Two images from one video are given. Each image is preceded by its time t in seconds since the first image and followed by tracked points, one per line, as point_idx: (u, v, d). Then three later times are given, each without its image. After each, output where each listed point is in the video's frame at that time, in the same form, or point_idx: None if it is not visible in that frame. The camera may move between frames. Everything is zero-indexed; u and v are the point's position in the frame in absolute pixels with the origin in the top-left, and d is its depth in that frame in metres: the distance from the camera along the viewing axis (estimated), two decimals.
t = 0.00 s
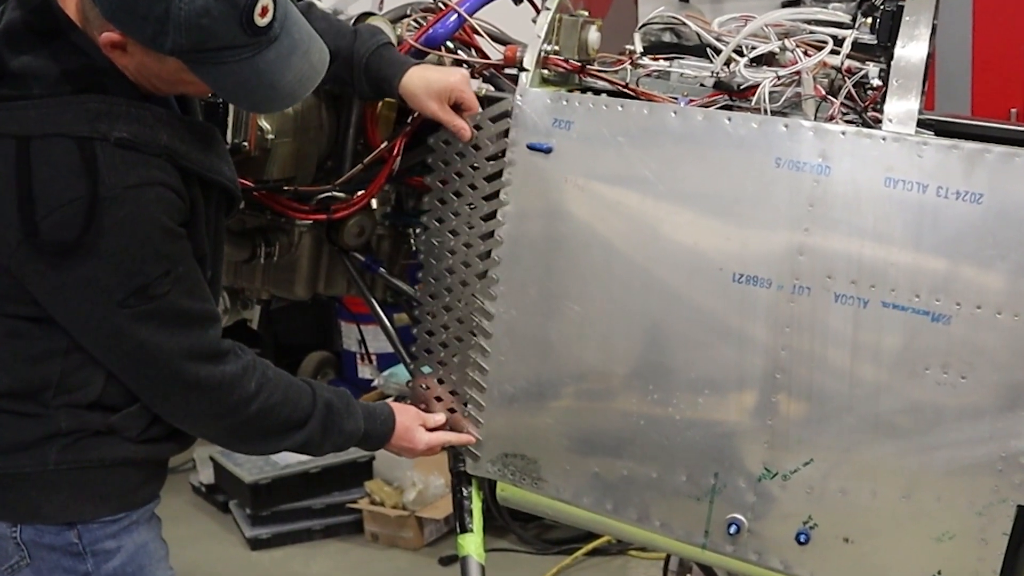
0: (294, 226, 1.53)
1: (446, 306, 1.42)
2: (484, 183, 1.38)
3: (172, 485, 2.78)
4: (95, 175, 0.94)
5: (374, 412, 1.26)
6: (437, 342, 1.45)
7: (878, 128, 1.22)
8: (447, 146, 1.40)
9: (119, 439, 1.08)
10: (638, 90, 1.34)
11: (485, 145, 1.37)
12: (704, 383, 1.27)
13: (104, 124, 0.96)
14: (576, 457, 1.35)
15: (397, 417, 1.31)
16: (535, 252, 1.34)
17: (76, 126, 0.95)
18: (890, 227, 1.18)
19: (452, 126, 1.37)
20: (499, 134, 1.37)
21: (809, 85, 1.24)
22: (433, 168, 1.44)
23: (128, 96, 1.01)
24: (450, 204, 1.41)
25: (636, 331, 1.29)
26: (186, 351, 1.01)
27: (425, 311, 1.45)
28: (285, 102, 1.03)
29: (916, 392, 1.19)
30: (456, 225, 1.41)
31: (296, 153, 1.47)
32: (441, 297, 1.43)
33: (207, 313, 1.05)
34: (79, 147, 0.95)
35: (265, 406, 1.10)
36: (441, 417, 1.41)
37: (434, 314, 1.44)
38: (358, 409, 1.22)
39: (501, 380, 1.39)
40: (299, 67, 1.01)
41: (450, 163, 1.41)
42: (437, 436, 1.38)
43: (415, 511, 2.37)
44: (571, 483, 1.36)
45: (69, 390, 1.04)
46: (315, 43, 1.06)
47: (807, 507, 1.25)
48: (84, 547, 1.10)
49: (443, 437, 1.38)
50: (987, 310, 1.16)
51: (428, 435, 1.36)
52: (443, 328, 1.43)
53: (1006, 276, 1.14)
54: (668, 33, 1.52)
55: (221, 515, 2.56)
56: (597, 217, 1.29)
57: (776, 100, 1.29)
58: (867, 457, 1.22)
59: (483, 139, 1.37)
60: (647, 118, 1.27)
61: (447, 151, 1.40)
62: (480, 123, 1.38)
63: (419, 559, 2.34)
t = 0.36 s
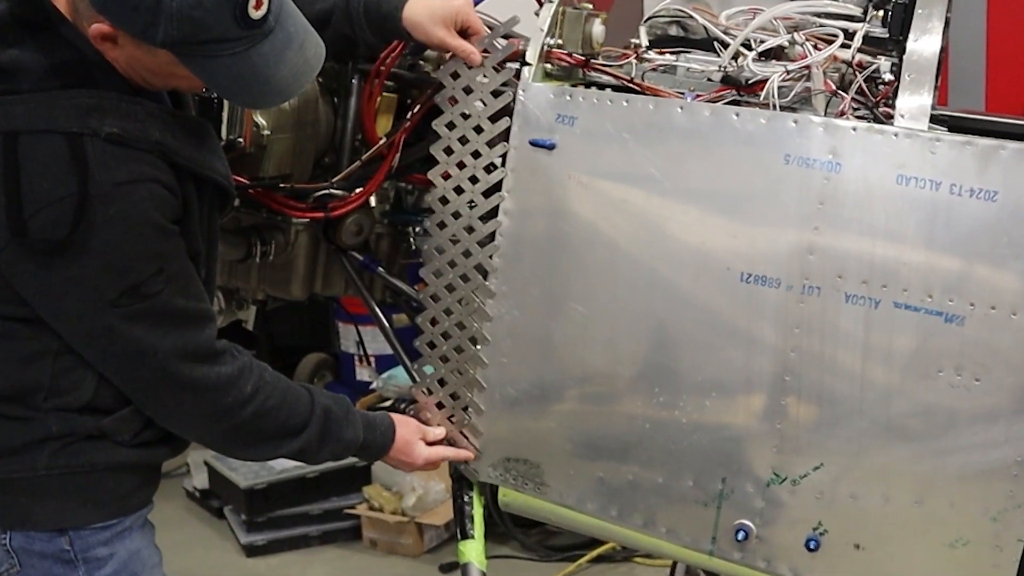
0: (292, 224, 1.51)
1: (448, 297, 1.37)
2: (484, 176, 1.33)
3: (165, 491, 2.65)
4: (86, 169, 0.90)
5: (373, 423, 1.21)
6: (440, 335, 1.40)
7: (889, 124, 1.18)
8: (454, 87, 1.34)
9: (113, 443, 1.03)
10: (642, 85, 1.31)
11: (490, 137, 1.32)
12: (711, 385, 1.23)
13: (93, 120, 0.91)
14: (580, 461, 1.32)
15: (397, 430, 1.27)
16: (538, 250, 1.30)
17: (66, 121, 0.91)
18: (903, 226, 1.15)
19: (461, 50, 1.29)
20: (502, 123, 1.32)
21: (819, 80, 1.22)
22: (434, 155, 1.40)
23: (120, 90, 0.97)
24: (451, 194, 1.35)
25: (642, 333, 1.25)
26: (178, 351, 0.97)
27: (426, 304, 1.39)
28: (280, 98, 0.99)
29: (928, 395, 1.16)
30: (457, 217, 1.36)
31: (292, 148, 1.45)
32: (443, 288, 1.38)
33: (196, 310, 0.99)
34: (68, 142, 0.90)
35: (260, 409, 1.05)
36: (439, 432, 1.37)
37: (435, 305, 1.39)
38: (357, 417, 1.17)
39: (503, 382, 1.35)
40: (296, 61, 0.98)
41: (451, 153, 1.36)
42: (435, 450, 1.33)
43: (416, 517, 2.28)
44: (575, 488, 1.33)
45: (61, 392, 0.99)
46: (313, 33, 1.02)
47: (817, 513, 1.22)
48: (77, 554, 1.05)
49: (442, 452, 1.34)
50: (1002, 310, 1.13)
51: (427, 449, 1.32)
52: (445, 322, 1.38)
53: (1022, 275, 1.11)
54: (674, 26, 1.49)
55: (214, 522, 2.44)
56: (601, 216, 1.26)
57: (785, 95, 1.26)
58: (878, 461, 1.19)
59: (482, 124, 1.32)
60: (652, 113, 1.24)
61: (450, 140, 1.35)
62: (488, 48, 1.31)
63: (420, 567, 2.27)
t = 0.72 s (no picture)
0: (287, 223, 1.49)
1: (446, 312, 1.33)
2: (490, 182, 1.30)
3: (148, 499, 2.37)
4: (76, 169, 0.87)
5: (366, 420, 1.18)
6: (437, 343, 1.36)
7: (901, 120, 1.15)
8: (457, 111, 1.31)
9: (103, 448, 1.00)
10: (648, 80, 1.28)
11: (490, 142, 1.29)
12: (718, 388, 1.21)
13: (86, 117, 0.88)
14: (585, 466, 1.29)
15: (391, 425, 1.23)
16: (541, 249, 1.27)
17: (54, 119, 0.87)
18: (915, 224, 1.12)
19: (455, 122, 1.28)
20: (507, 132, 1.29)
21: (829, 74, 1.19)
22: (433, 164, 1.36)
23: (115, 86, 0.93)
24: (452, 200, 1.32)
25: (648, 335, 1.22)
26: (166, 360, 0.94)
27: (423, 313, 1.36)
28: (282, 95, 0.93)
29: (941, 398, 1.13)
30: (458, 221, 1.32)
31: (290, 145, 1.42)
32: (441, 303, 1.34)
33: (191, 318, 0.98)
34: (59, 141, 0.87)
35: (247, 421, 1.02)
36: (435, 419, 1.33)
37: (433, 317, 1.35)
38: (348, 418, 1.14)
39: (506, 385, 1.32)
40: (297, 56, 0.91)
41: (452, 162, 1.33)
42: (432, 442, 1.30)
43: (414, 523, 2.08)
44: (579, 494, 1.30)
45: (50, 396, 0.96)
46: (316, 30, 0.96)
47: (827, 518, 1.19)
48: (66, 561, 1.02)
49: (440, 442, 1.31)
50: (1017, 311, 1.09)
51: (423, 442, 1.28)
52: (443, 331, 1.35)
53: None
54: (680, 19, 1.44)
55: (202, 530, 2.21)
56: (605, 214, 1.23)
57: (794, 90, 1.23)
58: (890, 466, 1.16)
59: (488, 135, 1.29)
60: (658, 109, 1.21)
61: (449, 150, 1.31)
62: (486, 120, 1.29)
63: None
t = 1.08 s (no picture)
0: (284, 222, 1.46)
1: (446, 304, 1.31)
2: (486, 175, 1.27)
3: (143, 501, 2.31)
4: (63, 163, 0.84)
5: (368, 412, 1.14)
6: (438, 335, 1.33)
7: (912, 116, 1.13)
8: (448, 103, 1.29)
9: (92, 452, 0.97)
10: (654, 75, 1.25)
11: (484, 141, 1.27)
12: (725, 390, 1.18)
13: (73, 108, 0.85)
14: (589, 470, 1.26)
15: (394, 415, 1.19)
16: (544, 247, 1.24)
17: (41, 110, 0.84)
18: (928, 222, 1.09)
19: (449, 116, 1.26)
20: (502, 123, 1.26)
21: (840, 69, 1.15)
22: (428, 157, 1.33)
23: (106, 78, 0.90)
24: (450, 190, 1.30)
25: (654, 336, 1.20)
26: (160, 355, 0.91)
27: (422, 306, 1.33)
28: (275, 87, 0.89)
29: (954, 401, 1.10)
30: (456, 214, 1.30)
31: (285, 140, 1.39)
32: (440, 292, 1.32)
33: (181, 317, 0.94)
34: (46, 133, 0.84)
35: (247, 415, 0.99)
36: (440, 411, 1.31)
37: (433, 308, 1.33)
38: (351, 410, 1.11)
39: (507, 387, 1.29)
40: (291, 45, 0.87)
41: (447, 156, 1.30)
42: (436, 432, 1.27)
43: (414, 529, 2.00)
44: (582, 499, 1.27)
45: (38, 397, 0.94)
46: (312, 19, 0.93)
47: (837, 524, 1.16)
48: (54, 568, 0.99)
49: (446, 435, 1.28)
50: None
51: (428, 433, 1.25)
52: (444, 323, 1.32)
53: None
54: (686, 13, 1.44)
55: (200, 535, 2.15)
56: (610, 211, 1.20)
57: (803, 85, 1.21)
58: (901, 470, 1.13)
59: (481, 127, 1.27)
60: (663, 104, 1.18)
61: (444, 145, 1.30)
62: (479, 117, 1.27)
63: None
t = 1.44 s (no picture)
0: (281, 219, 1.45)
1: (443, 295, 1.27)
2: (480, 170, 1.24)
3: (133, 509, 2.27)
4: (50, 159, 0.81)
5: (361, 436, 1.11)
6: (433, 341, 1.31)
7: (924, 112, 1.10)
8: (446, 79, 1.23)
9: (82, 457, 0.94)
10: (659, 70, 1.23)
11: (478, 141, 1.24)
12: (732, 393, 1.15)
13: (62, 104, 0.83)
14: (592, 475, 1.23)
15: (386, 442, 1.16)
16: (547, 247, 1.22)
17: (28, 104, 0.82)
18: (940, 220, 1.06)
19: (451, 35, 1.20)
20: (498, 116, 1.22)
21: (849, 64, 1.14)
22: (429, 153, 1.30)
23: (95, 72, 0.88)
24: (445, 189, 1.25)
25: (659, 338, 1.17)
26: (152, 356, 0.88)
27: (418, 306, 1.29)
28: (267, 84, 0.86)
29: (966, 405, 1.08)
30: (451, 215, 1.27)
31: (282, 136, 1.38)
32: (436, 292, 1.28)
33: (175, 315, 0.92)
34: (33, 129, 0.82)
35: (239, 423, 0.96)
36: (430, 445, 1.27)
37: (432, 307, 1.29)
38: (345, 431, 1.08)
39: (509, 389, 1.26)
40: (284, 42, 0.84)
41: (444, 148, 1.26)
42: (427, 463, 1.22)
43: (414, 535, 1.97)
44: (585, 504, 1.24)
45: (26, 401, 0.91)
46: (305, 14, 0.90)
47: (846, 530, 1.14)
48: None
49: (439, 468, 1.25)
50: None
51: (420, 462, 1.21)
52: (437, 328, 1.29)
53: None
54: (692, 6, 1.41)
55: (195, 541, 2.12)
56: (615, 210, 1.17)
57: (812, 80, 1.19)
58: (913, 475, 1.10)
59: (478, 113, 1.23)
60: (669, 100, 1.15)
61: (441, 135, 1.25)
62: (484, 36, 1.21)
63: None
